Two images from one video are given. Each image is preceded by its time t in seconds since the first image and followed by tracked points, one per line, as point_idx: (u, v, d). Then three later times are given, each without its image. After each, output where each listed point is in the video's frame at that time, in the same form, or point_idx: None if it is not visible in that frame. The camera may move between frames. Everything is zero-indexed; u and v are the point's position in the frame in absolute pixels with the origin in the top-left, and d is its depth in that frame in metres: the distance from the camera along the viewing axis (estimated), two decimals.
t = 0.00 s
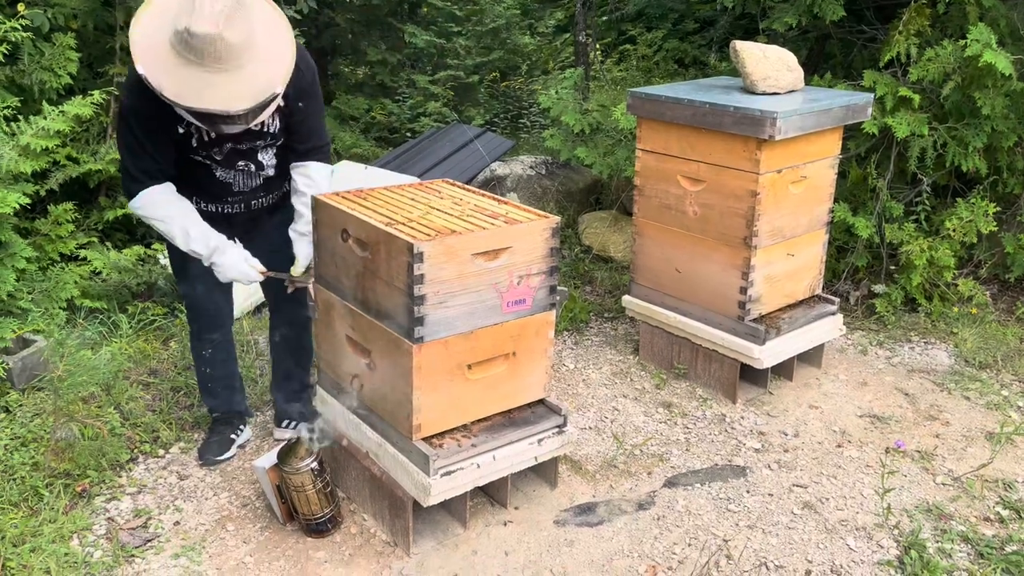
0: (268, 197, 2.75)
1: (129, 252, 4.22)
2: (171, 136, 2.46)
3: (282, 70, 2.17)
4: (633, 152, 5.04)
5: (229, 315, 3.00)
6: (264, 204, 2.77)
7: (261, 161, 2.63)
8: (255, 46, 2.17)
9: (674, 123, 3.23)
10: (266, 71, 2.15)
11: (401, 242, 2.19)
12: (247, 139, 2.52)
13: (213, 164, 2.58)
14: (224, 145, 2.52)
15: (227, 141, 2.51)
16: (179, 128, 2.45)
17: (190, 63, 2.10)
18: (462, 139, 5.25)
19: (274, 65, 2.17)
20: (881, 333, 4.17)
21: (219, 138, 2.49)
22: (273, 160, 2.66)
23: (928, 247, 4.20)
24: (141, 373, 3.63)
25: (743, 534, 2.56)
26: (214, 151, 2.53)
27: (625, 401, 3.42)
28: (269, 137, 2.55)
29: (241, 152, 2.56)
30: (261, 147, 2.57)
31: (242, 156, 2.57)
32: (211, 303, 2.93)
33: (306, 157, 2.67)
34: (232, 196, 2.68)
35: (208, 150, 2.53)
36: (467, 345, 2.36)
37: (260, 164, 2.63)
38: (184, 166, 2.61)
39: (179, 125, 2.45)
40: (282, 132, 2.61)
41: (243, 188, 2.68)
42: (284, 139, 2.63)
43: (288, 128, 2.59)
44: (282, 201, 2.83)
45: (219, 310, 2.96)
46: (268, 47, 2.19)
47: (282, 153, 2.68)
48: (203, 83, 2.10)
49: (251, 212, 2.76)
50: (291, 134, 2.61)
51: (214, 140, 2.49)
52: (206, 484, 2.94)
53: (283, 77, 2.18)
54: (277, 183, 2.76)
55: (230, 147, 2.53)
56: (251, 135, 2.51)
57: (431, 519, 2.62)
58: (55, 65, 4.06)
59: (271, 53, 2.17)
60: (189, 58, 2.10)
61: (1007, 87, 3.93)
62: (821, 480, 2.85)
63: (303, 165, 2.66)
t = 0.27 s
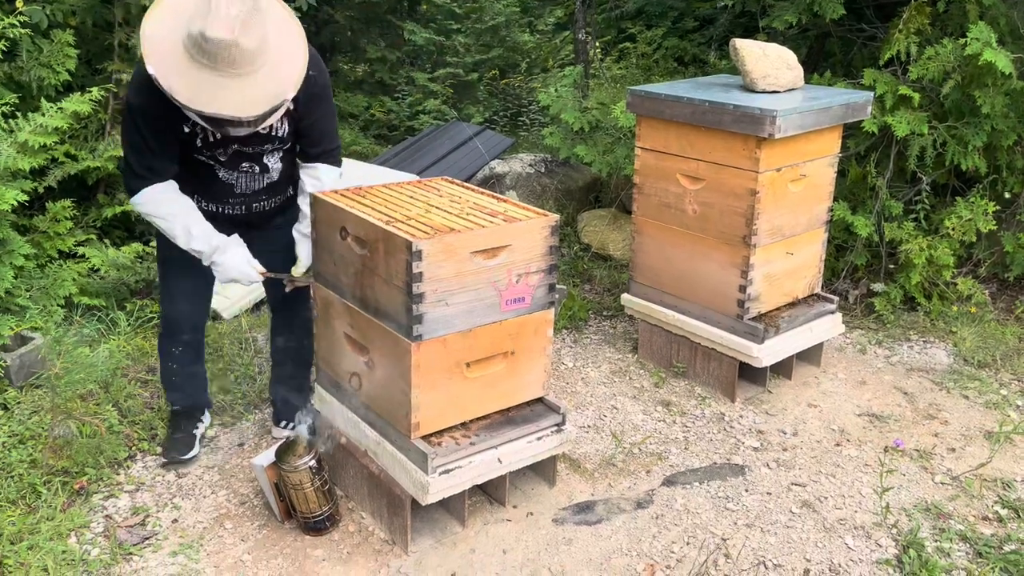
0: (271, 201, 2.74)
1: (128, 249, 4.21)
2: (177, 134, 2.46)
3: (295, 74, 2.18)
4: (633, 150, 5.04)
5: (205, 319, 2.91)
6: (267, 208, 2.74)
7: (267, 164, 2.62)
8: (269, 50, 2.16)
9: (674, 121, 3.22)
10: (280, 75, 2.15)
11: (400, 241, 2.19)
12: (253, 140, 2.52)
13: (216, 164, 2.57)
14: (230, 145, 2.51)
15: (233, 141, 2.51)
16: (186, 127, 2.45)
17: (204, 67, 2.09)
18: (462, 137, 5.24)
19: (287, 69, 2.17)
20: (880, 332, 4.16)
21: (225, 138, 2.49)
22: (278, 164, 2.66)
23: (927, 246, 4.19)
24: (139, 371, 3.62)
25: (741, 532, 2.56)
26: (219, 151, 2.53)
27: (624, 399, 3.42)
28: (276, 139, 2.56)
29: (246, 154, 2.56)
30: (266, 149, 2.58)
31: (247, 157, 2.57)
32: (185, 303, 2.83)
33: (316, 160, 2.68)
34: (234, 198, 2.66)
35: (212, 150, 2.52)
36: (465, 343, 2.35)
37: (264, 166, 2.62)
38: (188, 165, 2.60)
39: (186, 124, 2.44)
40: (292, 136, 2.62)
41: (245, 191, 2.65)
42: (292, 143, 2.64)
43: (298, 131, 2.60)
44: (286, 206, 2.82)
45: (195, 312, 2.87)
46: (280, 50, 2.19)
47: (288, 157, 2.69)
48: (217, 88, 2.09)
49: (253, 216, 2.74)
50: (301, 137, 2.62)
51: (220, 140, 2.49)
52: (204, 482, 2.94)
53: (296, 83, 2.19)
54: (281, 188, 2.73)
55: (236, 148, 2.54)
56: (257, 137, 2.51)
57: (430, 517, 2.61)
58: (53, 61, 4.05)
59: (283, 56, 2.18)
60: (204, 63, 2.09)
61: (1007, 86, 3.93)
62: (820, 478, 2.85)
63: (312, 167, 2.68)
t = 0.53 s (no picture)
0: (255, 207, 2.74)
1: (127, 245, 4.20)
2: (164, 152, 2.43)
3: (280, 90, 2.18)
4: (633, 147, 5.04)
5: (192, 325, 2.93)
6: (250, 214, 2.74)
7: (251, 174, 2.63)
8: (252, 67, 2.16)
9: (674, 118, 3.21)
10: (265, 92, 2.16)
11: (400, 238, 2.18)
12: (240, 154, 2.53)
13: (202, 178, 2.56)
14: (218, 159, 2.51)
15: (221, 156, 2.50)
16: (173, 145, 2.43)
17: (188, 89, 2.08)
18: (462, 134, 5.23)
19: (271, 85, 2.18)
20: (881, 329, 4.16)
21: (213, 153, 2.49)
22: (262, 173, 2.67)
23: (928, 244, 4.19)
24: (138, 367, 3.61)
25: (741, 530, 2.56)
26: (206, 167, 2.52)
27: (623, 397, 3.41)
28: (261, 150, 2.56)
29: (233, 167, 2.56)
30: (251, 161, 2.58)
31: (233, 169, 2.57)
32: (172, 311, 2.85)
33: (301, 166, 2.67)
34: (219, 208, 2.65)
35: (199, 166, 2.52)
36: (465, 340, 2.35)
37: (250, 176, 2.63)
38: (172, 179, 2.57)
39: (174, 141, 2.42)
40: (275, 145, 2.61)
41: (230, 201, 2.65)
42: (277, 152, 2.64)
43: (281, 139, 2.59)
44: (268, 212, 2.82)
45: (183, 319, 2.89)
46: (264, 65, 2.18)
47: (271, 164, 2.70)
48: (204, 110, 2.09)
49: (236, 223, 2.74)
50: (285, 146, 2.62)
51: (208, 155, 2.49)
52: (204, 478, 2.94)
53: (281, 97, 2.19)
54: (265, 195, 2.74)
55: (222, 162, 2.53)
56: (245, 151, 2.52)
57: (429, 514, 2.61)
58: (52, 57, 4.04)
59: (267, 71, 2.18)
60: (188, 87, 2.07)
61: (1008, 84, 3.92)
62: (820, 476, 2.85)
63: (299, 169, 2.64)
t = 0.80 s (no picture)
0: (245, 206, 2.74)
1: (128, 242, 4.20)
2: (157, 161, 2.42)
3: (269, 91, 2.18)
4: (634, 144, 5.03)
5: (187, 321, 2.93)
6: (241, 212, 2.75)
7: (243, 176, 2.62)
8: (238, 72, 2.15)
9: (675, 115, 3.20)
10: (255, 93, 2.16)
11: (401, 235, 2.18)
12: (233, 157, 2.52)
13: (195, 182, 2.55)
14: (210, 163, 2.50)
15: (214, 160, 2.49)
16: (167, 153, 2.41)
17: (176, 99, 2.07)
18: (463, 131, 5.22)
19: (259, 87, 2.17)
20: (882, 327, 4.16)
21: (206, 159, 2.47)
22: (253, 173, 2.66)
23: (929, 242, 4.18)
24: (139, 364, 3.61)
25: (742, 528, 2.56)
26: (199, 171, 2.51)
27: (625, 394, 3.41)
28: (252, 152, 2.56)
29: (225, 169, 2.55)
30: (242, 162, 2.58)
31: (225, 172, 2.56)
32: (166, 309, 2.84)
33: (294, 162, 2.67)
34: (211, 209, 2.65)
35: (192, 171, 2.50)
36: (467, 338, 2.35)
37: (241, 177, 2.62)
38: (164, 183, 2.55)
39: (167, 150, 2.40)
40: (267, 144, 2.61)
41: (222, 201, 2.65)
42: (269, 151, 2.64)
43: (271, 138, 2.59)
44: (258, 210, 2.82)
45: (178, 316, 2.88)
46: (250, 67, 2.18)
47: (261, 164, 2.69)
48: (195, 118, 2.09)
49: (226, 221, 2.74)
50: (278, 145, 2.62)
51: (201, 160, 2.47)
52: (205, 475, 2.94)
53: (270, 100, 2.19)
54: (256, 193, 2.74)
55: (214, 166, 2.52)
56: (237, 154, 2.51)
57: (430, 511, 2.61)
58: (53, 54, 4.04)
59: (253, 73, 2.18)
60: (174, 96, 2.07)
61: (1011, 81, 3.91)
62: (821, 474, 2.85)
63: (294, 167, 2.65)
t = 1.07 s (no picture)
0: (244, 205, 2.73)
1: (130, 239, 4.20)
2: (154, 161, 2.41)
3: (265, 91, 2.19)
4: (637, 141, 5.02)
5: (188, 319, 2.93)
6: (239, 211, 2.74)
7: (241, 175, 2.62)
8: (232, 72, 2.14)
9: (679, 111, 3.19)
10: (252, 94, 2.16)
11: (404, 233, 2.17)
12: (231, 157, 2.51)
13: (193, 183, 2.54)
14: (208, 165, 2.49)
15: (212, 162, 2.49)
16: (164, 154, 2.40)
17: (172, 103, 2.07)
18: (466, 127, 5.21)
19: (255, 88, 2.17)
20: (887, 324, 4.14)
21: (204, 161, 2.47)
22: (251, 172, 2.66)
23: (934, 238, 4.17)
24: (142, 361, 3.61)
25: (747, 526, 2.55)
26: (197, 172, 2.50)
27: (628, 392, 3.40)
28: (251, 151, 2.55)
29: (223, 170, 2.55)
30: (241, 162, 2.57)
31: (223, 172, 2.56)
32: (167, 307, 2.84)
33: (290, 162, 2.65)
34: (209, 208, 2.64)
35: (190, 172, 2.50)
36: (470, 335, 2.34)
37: (239, 177, 2.61)
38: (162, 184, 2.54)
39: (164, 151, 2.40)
40: (263, 143, 2.60)
41: (221, 200, 2.64)
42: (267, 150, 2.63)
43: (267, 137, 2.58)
44: (257, 208, 2.81)
45: (180, 314, 2.88)
46: (244, 68, 2.17)
47: (260, 162, 2.68)
48: (192, 122, 2.09)
49: (225, 220, 2.73)
50: (274, 144, 2.61)
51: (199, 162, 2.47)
52: (208, 473, 2.94)
53: (265, 100, 2.18)
54: (255, 191, 2.73)
55: (212, 166, 2.52)
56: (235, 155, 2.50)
57: (434, 509, 2.61)
58: (55, 51, 4.03)
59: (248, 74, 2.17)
60: (168, 99, 2.07)
61: (1016, 77, 3.89)
62: (826, 472, 2.84)
63: (289, 167, 2.64)
